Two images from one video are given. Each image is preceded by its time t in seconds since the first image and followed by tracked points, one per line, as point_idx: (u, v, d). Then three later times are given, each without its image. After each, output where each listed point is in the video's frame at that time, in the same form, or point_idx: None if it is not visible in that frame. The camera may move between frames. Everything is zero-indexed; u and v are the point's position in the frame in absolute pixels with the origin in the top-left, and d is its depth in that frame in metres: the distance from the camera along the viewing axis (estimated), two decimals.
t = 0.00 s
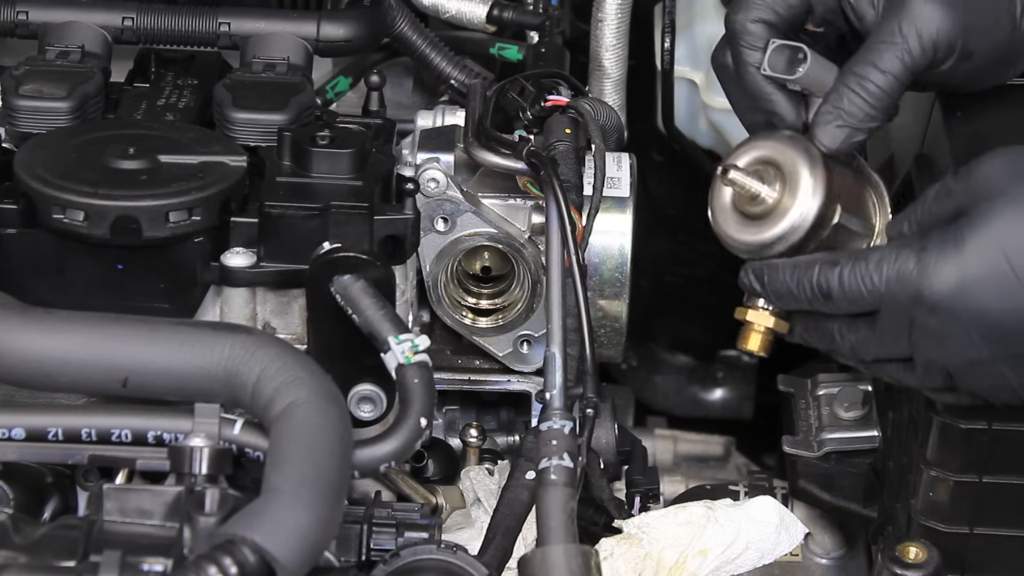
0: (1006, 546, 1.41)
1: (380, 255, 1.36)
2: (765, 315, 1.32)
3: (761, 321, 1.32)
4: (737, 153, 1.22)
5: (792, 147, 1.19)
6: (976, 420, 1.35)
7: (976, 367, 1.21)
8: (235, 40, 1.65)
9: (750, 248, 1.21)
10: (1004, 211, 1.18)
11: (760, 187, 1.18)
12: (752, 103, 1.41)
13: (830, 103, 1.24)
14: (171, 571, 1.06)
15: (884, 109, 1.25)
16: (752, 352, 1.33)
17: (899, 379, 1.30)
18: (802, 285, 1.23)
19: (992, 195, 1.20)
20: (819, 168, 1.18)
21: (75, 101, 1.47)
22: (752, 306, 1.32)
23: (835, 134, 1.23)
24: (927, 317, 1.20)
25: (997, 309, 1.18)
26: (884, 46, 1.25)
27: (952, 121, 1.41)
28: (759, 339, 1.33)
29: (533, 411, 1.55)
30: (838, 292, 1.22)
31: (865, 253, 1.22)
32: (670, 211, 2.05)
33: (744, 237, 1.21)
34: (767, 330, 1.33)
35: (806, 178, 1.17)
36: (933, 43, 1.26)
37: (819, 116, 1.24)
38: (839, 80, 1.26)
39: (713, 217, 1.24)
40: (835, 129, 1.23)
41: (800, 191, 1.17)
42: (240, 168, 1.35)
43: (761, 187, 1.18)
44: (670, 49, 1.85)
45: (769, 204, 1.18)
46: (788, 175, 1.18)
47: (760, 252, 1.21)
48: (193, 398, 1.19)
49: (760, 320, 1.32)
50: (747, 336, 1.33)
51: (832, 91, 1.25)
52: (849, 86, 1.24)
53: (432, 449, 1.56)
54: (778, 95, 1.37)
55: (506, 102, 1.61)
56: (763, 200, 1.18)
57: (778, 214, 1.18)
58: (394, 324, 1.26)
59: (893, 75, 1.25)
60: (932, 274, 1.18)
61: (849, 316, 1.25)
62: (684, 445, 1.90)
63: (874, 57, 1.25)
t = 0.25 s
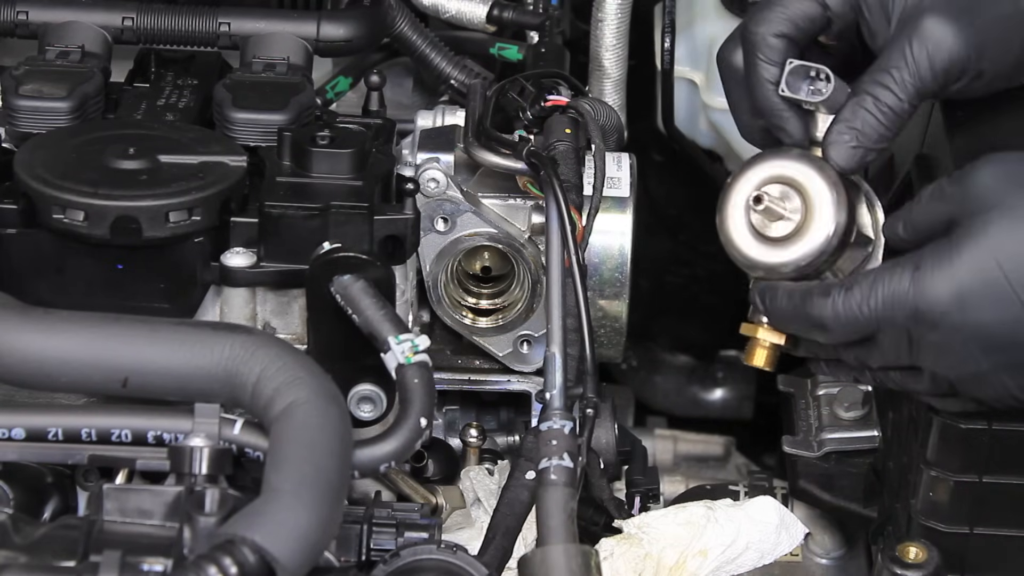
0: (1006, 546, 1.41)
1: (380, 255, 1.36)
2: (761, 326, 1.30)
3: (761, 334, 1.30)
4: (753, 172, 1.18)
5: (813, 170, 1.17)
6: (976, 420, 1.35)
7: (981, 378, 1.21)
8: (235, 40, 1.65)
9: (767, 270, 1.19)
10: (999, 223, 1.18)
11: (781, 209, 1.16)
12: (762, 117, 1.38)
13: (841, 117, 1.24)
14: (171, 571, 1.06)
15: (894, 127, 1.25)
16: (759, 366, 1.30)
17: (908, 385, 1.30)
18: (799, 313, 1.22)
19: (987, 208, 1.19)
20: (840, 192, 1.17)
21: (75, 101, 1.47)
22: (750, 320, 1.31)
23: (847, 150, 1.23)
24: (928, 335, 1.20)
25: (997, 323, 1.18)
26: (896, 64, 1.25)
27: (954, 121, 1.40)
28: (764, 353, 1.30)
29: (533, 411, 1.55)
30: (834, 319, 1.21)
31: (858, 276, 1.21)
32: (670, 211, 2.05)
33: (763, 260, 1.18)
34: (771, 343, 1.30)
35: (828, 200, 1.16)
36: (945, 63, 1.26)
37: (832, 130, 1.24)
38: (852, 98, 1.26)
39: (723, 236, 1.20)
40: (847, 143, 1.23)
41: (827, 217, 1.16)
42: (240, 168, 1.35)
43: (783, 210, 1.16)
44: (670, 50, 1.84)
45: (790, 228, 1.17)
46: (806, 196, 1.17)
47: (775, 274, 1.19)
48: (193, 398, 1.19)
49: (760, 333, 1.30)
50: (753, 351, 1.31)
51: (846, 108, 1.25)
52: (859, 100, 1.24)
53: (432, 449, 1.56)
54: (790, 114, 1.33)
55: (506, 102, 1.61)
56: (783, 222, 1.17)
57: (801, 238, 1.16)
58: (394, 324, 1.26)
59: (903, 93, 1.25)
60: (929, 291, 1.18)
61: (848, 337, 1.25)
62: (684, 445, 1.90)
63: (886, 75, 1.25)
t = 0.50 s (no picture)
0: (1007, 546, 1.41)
1: (380, 255, 1.36)
2: (758, 335, 1.30)
3: (757, 342, 1.30)
4: (756, 181, 1.20)
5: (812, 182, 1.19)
6: (976, 420, 1.36)
7: (988, 386, 1.20)
8: (235, 40, 1.65)
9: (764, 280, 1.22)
10: (999, 232, 1.18)
11: (786, 221, 1.19)
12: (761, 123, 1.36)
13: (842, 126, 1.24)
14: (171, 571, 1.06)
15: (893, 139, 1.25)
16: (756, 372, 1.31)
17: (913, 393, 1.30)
18: (803, 333, 1.24)
19: (984, 215, 1.19)
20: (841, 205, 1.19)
21: (75, 101, 1.47)
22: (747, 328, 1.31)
23: (846, 159, 1.22)
24: (932, 345, 1.19)
25: (1001, 331, 1.17)
26: (897, 75, 1.25)
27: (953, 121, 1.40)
28: (761, 361, 1.31)
29: (533, 411, 1.55)
30: (839, 337, 1.22)
31: (858, 293, 1.22)
32: (670, 210, 2.05)
33: (759, 270, 1.21)
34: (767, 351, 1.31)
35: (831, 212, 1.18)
36: (946, 75, 1.26)
37: (832, 137, 1.24)
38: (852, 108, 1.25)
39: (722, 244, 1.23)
40: (847, 151, 1.23)
41: (823, 231, 1.18)
42: (240, 168, 1.35)
43: (788, 221, 1.19)
44: (670, 49, 1.84)
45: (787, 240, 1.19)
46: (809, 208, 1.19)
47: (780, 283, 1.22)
48: (194, 398, 1.19)
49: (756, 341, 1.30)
50: (749, 358, 1.32)
51: (847, 117, 1.25)
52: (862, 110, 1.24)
53: (433, 449, 1.56)
54: (790, 122, 1.31)
55: (506, 102, 1.62)
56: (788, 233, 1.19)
57: (797, 251, 1.19)
58: (394, 324, 1.26)
59: (903, 105, 1.25)
60: (931, 301, 1.17)
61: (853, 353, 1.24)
62: (684, 445, 1.90)
63: (886, 86, 1.25)
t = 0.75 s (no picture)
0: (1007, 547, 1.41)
1: (380, 255, 1.36)
2: (768, 340, 1.20)
3: (764, 346, 1.20)
4: (751, 185, 1.16)
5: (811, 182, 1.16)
6: (976, 421, 1.36)
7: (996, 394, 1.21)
8: (235, 40, 1.65)
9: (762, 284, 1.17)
10: (992, 245, 1.16)
11: (784, 221, 1.15)
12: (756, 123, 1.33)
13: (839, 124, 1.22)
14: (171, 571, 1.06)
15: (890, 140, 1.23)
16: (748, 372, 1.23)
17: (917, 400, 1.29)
18: (808, 376, 1.21)
19: (973, 228, 1.18)
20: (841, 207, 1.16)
21: (75, 101, 1.47)
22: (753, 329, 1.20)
23: (845, 161, 1.20)
24: (935, 364, 1.19)
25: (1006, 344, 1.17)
26: (892, 76, 1.24)
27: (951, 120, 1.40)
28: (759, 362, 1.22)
29: (533, 412, 1.55)
30: (848, 375, 1.20)
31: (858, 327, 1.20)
32: (670, 210, 2.05)
33: (758, 274, 1.16)
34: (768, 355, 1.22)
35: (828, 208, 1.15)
36: (941, 77, 1.25)
37: (828, 141, 1.21)
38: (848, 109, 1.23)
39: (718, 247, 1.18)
40: (843, 151, 1.20)
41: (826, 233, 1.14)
42: (240, 168, 1.35)
43: (785, 222, 1.15)
44: (670, 49, 1.84)
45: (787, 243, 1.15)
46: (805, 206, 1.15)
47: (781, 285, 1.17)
48: (194, 398, 1.19)
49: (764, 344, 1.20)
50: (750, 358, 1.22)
51: (842, 116, 1.22)
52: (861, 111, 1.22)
53: (433, 449, 1.56)
54: (786, 124, 1.27)
55: (506, 102, 1.62)
56: (785, 235, 1.15)
57: (798, 254, 1.14)
58: (394, 324, 1.26)
59: (899, 105, 1.23)
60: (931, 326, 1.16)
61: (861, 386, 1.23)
62: (684, 444, 1.90)
63: (883, 88, 1.23)
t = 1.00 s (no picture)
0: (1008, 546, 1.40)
1: (380, 255, 1.36)
2: (755, 300, 1.20)
3: (752, 308, 1.20)
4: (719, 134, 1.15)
5: (769, 120, 1.14)
6: (975, 421, 1.35)
7: (991, 400, 1.21)
8: (235, 40, 1.65)
9: (727, 228, 1.13)
10: (995, 257, 1.15)
11: (741, 168, 1.11)
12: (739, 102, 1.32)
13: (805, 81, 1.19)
14: (170, 571, 1.06)
15: (855, 90, 1.19)
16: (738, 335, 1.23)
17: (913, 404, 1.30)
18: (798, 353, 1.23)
19: (976, 238, 1.17)
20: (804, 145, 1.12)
21: (75, 101, 1.47)
22: (740, 290, 1.20)
23: (807, 111, 1.18)
24: (927, 370, 1.19)
25: (1004, 355, 1.16)
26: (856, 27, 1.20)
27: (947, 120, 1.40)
28: (747, 322, 1.22)
29: (533, 412, 1.55)
30: (837, 358, 1.20)
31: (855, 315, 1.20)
32: (670, 210, 2.05)
33: (725, 223, 1.13)
34: (756, 314, 1.21)
35: (787, 158, 1.11)
36: (902, 27, 1.21)
37: (792, 93, 1.19)
38: (815, 62, 1.21)
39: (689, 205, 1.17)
40: (807, 104, 1.18)
41: (785, 168, 1.11)
42: (240, 168, 1.35)
43: (742, 169, 1.11)
44: (670, 50, 1.85)
45: (751, 181, 1.11)
46: (766, 153, 1.12)
47: (742, 233, 1.13)
48: (194, 398, 1.19)
49: (751, 307, 1.20)
50: (732, 317, 1.22)
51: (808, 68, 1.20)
52: (826, 68, 1.19)
53: (433, 449, 1.56)
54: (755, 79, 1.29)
55: (506, 102, 1.62)
56: (741, 179, 1.11)
57: (761, 192, 1.11)
58: (394, 324, 1.26)
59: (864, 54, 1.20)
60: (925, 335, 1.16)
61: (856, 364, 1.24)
62: (684, 444, 1.90)
63: (846, 37, 1.21)
